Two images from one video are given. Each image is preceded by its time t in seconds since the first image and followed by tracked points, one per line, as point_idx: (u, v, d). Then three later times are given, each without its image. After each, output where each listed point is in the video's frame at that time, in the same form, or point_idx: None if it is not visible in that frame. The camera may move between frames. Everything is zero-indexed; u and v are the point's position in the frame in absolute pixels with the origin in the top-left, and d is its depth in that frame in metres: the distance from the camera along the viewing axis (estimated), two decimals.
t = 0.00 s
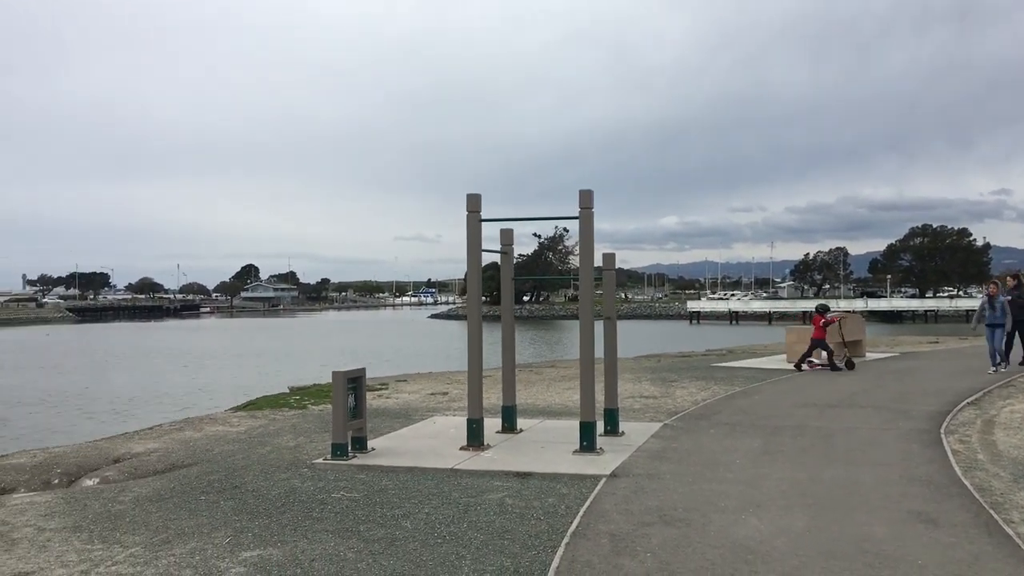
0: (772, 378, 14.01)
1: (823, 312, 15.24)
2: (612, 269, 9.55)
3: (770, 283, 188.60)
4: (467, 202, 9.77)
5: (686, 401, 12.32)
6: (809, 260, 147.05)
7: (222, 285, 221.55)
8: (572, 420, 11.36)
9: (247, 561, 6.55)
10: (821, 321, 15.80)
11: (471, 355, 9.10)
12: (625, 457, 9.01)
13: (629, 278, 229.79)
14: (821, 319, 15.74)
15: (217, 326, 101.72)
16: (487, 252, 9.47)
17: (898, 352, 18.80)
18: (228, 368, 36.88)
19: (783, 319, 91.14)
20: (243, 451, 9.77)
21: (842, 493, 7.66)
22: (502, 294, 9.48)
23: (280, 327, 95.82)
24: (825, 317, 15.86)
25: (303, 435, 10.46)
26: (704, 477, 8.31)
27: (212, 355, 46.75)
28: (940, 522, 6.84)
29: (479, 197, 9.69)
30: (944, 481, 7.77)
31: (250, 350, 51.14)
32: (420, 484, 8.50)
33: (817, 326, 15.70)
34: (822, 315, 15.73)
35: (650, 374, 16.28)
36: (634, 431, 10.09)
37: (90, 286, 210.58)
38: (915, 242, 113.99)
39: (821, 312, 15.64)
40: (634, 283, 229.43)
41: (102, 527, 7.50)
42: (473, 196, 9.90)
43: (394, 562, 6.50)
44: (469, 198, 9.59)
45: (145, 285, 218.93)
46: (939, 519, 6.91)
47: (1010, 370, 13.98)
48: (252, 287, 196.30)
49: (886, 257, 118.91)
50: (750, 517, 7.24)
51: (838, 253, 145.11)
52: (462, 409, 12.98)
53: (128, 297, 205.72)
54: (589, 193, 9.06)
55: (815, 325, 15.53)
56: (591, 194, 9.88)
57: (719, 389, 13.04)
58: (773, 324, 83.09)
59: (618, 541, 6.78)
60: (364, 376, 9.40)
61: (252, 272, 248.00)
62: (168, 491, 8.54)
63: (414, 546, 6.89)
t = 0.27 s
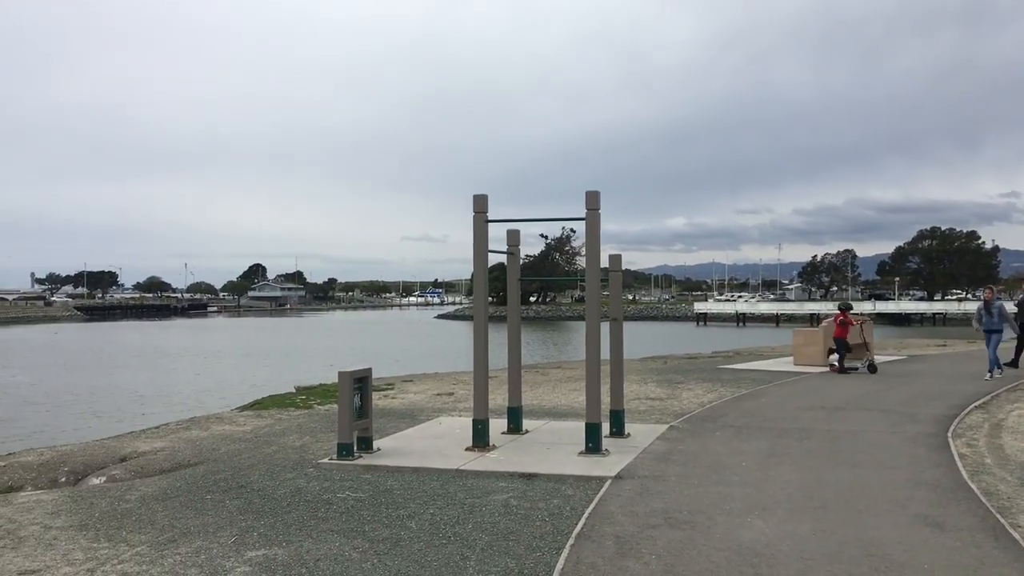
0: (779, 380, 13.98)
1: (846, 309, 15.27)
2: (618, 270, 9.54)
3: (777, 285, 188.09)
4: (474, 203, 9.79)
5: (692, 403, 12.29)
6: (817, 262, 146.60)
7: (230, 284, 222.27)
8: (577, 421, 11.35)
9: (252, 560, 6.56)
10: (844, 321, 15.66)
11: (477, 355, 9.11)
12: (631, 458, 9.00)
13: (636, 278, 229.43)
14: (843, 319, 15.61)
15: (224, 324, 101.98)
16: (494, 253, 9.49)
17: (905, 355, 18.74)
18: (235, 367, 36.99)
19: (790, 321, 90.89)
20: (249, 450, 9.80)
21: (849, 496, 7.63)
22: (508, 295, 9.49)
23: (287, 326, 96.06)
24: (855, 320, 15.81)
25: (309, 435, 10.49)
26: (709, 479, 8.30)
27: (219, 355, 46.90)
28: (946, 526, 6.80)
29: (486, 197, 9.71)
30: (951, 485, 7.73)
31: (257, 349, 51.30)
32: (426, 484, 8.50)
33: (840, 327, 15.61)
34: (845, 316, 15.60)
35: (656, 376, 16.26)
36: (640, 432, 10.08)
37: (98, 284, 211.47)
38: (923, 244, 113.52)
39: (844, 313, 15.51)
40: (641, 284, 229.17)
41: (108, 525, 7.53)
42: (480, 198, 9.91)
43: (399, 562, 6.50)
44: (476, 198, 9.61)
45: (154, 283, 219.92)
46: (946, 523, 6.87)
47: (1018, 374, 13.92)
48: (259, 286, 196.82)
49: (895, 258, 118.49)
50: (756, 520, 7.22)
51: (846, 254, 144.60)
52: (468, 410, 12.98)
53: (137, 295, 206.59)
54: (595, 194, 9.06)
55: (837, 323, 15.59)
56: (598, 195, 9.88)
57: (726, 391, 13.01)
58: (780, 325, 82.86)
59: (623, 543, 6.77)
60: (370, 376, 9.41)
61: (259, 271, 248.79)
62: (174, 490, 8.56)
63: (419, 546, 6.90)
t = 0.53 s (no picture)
0: (783, 383, 13.92)
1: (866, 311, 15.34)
2: (622, 272, 9.52)
3: (784, 288, 187.62)
4: (478, 204, 9.80)
5: (696, 405, 12.28)
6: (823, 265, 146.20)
7: (237, 285, 222.94)
8: (580, 422, 11.34)
9: (252, 561, 6.56)
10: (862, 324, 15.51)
11: (481, 357, 9.11)
12: (634, 460, 8.97)
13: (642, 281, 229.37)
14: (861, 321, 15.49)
15: (230, 325, 102.19)
16: (497, 253, 9.49)
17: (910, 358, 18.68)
18: (240, 368, 37.06)
19: (795, 324, 90.53)
20: (252, 450, 9.82)
21: (852, 500, 7.58)
22: (512, 296, 9.49)
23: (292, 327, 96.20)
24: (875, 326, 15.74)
25: (312, 435, 10.51)
26: (712, 482, 8.27)
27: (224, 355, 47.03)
28: (950, 530, 6.75)
29: (490, 198, 9.72)
30: (955, 489, 7.69)
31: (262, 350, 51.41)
32: (428, 485, 8.50)
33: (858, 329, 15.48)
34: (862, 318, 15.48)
35: (660, 378, 16.23)
36: (643, 434, 10.06)
37: (107, 284, 212.52)
38: (930, 247, 113.14)
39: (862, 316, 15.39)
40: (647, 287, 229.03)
41: (111, 525, 7.55)
42: (483, 199, 9.91)
43: (399, 564, 6.50)
44: (480, 199, 9.62)
45: (161, 284, 220.97)
46: (950, 527, 6.82)
47: None
48: (266, 287, 197.45)
49: (901, 261, 118.07)
50: (758, 522, 7.19)
51: (852, 258, 144.12)
52: (471, 411, 12.98)
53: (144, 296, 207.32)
54: (599, 195, 9.05)
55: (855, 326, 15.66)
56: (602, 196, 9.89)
57: (730, 394, 12.96)
58: (786, 328, 82.62)
59: (624, 545, 6.74)
60: (373, 376, 9.42)
61: (266, 272, 249.47)
62: (178, 490, 8.59)
63: (420, 547, 6.89)
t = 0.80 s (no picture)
0: (785, 384, 13.89)
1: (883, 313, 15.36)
2: (623, 272, 9.52)
3: (787, 288, 187.34)
4: (480, 204, 9.80)
5: (697, 406, 12.25)
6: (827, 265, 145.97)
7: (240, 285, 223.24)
8: (581, 423, 11.33)
9: (253, 561, 6.56)
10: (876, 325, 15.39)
11: (482, 357, 9.11)
12: (635, 461, 8.96)
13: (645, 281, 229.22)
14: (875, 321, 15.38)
15: (233, 325, 102.26)
16: (498, 254, 9.49)
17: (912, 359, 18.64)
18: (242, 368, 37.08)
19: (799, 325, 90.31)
20: (254, 450, 9.83)
21: (854, 501, 7.56)
22: (513, 296, 9.49)
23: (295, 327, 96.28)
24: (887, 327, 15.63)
25: (314, 435, 10.52)
26: (713, 483, 8.25)
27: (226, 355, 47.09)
28: (952, 531, 6.73)
29: (492, 199, 9.72)
30: (957, 490, 7.66)
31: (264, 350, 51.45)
32: (429, 486, 8.51)
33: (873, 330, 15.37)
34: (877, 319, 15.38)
35: (661, 379, 16.20)
36: (644, 435, 10.05)
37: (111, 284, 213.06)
38: (933, 248, 112.90)
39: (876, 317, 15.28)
40: (650, 287, 228.86)
41: (112, 525, 7.56)
42: (485, 199, 9.91)
43: (399, 564, 6.51)
44: (482, 199, 9.62)
45: (165, 284, 221.44)
46: (951, 528, 6.80)
47: None
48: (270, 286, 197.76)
49: (905, 262, 117.82)
50: (759, 523, 7.17)
51: (855, 258, 143.80)
52: (472, 412, 12.97)
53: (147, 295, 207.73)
54: (600, 196, 9.04)
55: (870, 327, 15.67)
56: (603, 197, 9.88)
57: (732, 395, 12.94)
58: (788, 329, 82.48)
59: (624, 546, 6.73)
60: (374, 377, 9.43)
61: (270, 272, 249.86)
62: (179, 490, 8.60)
63: (421, 548, 6.89)
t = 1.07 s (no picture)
0: (786, 384, 13.88)
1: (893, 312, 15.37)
2: (623, 272, 9.51)
3: (787, 288, 187.31)
4: (480, 204, 9.80)
5: (698, 406, 12.25)
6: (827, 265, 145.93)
7: (240, 285, 223.28)
8: (581, 423, 11.32)
9: (252, 561, 6.55)
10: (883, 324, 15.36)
11: (482, 357, 9.10)
12: (635, 461, 8.95)
13: (645, 281, 229.23)
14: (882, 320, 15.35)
15: (232, 325, 102.21)
16: (498, 254, 9.48)
17: (913, 359, 18.65)
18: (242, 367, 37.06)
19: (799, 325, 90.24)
20: (253, 450, 9.83)
21: (854, 501, 7.55)
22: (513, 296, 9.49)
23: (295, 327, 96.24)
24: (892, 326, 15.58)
25: (313, 435, 10.52)
26: (713, 483, 8.24)
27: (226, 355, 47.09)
28: (952, 532, 6.72)
29: (492, 198, 9.73)
30: (957, 490, 7.65)
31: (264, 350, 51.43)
32: (429, 485, 8.50)
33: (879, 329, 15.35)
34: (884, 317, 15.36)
35: (662, 378, 16.20)
36: (644, 435, 10.04)
37: (111, 284, 213.11)
38: (933, 248, 112.87)
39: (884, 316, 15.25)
40: (650, 287, 228.84)
41: (111, 524, 7.56)
42: (485, 199, 9.91)
43: (398, 563, 6.50)
44: (482, 198, 9.63)
45: (166, 284, 221.61)
46: (951, 528, 6.79)
47: None
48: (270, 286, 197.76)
49: (905, 262, 117.79)
50: (759, 523, 7.17)
51: (856, 258, 143.73)
52: (472, 411, 12.96)
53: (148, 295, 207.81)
54: (601, 195, 9.05)
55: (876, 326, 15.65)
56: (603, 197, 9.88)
57: (732, 395, 12.92)
58: (788, 329, 82.42)
59: (624, 546, 6.73)
60: (374, 376, 9.43)
61: (270, 272, 249.88)
62: (179, 489, 8.60)
63: (420, 548, 6.89)
